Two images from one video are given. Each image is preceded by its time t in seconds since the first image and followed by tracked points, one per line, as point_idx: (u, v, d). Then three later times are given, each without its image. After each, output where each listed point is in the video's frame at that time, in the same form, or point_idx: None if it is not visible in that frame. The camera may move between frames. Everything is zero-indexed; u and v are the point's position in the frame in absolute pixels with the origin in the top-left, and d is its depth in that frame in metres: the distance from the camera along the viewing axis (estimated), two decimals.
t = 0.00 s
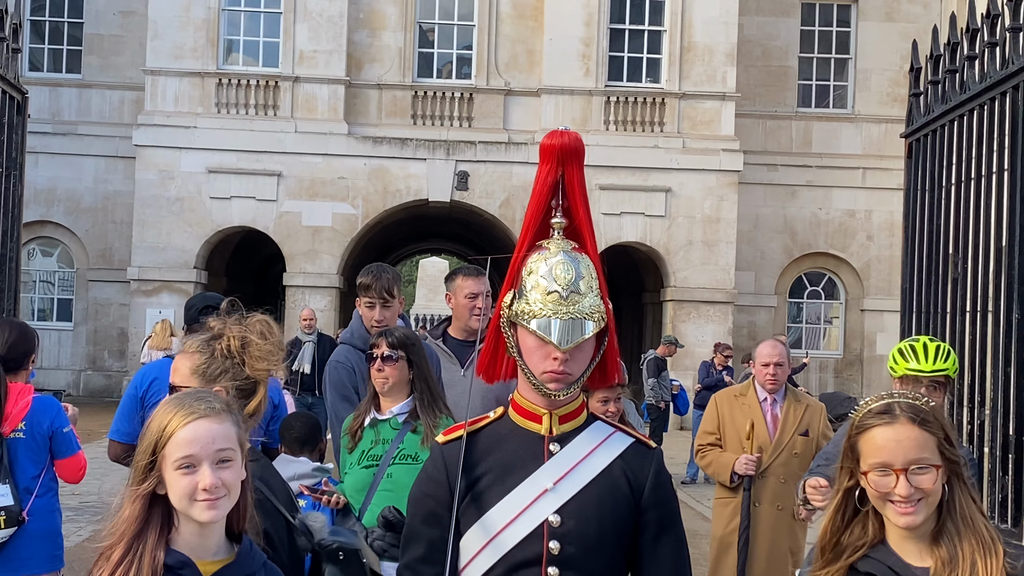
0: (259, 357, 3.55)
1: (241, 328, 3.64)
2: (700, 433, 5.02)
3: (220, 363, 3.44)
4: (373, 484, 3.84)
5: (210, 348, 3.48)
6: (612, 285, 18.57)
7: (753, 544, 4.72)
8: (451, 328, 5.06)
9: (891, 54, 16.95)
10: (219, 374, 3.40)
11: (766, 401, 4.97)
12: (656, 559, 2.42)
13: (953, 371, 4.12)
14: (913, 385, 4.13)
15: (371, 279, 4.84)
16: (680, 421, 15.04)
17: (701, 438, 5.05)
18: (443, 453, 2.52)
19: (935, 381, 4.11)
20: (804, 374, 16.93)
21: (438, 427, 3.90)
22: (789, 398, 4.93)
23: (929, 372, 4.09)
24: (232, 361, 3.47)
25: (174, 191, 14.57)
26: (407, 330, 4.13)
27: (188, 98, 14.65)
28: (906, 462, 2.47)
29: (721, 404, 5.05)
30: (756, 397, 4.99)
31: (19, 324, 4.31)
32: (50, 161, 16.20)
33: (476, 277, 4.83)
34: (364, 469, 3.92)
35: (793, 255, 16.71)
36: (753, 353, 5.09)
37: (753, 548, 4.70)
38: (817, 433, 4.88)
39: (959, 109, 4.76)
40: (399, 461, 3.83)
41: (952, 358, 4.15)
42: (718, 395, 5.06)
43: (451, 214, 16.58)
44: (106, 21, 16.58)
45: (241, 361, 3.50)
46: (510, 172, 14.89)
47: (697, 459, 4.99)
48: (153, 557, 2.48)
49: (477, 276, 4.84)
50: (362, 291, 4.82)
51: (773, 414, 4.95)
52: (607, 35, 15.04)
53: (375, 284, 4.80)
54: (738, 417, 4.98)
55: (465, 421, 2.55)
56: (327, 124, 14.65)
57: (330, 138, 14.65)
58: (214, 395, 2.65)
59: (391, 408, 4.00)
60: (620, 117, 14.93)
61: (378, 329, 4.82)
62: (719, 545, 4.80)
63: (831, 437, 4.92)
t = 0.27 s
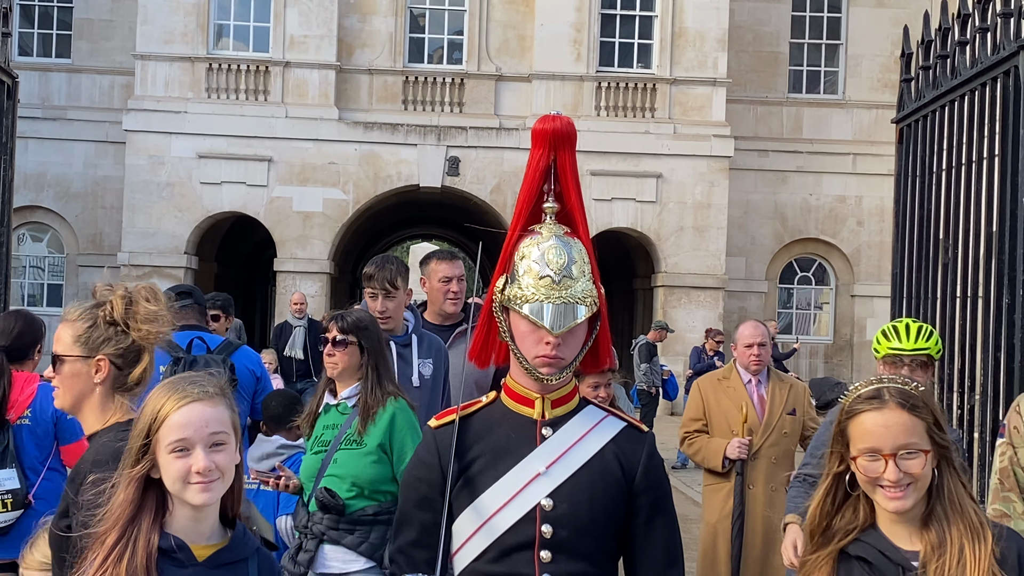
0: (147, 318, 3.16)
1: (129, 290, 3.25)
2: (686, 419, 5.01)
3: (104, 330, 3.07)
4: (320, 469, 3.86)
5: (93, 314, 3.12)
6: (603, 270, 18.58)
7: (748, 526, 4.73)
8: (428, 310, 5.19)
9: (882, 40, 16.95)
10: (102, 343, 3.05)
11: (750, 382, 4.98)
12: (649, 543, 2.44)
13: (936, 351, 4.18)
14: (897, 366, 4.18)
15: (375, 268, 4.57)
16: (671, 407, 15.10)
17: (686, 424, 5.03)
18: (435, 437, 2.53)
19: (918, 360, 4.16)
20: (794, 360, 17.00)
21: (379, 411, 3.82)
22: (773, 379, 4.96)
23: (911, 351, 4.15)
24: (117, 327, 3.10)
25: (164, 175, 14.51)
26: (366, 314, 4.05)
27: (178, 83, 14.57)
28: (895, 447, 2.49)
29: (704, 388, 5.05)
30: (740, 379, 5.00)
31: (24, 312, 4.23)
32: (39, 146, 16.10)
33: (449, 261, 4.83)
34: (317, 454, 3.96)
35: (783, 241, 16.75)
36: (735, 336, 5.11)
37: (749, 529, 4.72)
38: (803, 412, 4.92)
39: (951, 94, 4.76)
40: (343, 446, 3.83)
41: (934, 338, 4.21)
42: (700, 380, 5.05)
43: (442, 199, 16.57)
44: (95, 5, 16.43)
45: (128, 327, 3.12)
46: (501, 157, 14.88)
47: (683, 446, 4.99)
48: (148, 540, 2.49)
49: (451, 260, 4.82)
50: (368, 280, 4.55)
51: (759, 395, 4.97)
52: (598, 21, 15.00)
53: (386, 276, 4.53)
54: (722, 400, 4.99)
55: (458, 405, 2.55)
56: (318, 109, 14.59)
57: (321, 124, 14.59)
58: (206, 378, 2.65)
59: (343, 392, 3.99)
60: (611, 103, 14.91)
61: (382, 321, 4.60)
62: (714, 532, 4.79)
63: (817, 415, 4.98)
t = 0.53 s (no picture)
0: (27, 308, 2.55)
1: None
2: (675, 406, 5.02)
3: None
4: (265, 465, 3.69)
5: None
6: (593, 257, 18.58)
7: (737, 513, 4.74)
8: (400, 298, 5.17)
9: (872, 27, 16.95)
10: None
11: (739, 368, 5.00)
12: (638, 527, 2.45)
13: (923, 333, 4.23)
14: (884, 349, 4.23)
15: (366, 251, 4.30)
16: (660, 393, 15.14)
17: (674, 410, 5.04)
18: (425, 424, 2.52)
19: (905, 341, 4.21)
20: (784, 347, 17.06)
21: (320, 405, 3.62)
22: (762, 366, 4.97)
23: (897, 333, 4.19)
24: None
25: (153, 162, 14.43)
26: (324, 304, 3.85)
27: (167, 69, 14.48)
28: (885, 432, 2.49)
29: (692, 374, 5.05)
30: (728, 365, 5.01)
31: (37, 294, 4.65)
32: (28, 132, 16.00)
33: (421, 246, 4.93)
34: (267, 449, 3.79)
35: (773, 228, 16.78)
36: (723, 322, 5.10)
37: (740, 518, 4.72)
38: (792, 399, 4.93)
39: (940, 81, 4.76)
40: (285, 441, 3.65)
41: (920, 320, 4.25)
42: (688, 365, 5.03)
43: (432, 186, 16.52)
44: None
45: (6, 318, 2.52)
46: (491, 144, 14.84)
47: (672, 433, 4.99)
48: (135, 527, 2.47)
49: (420, 245, 4.92)
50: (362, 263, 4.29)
51: (748, 382, 4.98)
52: (588, 8, 14.95)
53: (382, 261, 4.27)
54: (712, 387, 5.00)
55: (448, 391, 2.54)
56: (307, 96, 14.52)
57: (310, 110, 14.53)
58: (197, 366, 2.64)
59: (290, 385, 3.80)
60: (601, 90, 14.88)
61: (374, 304, 4.38)
62: (707, 522, 4.81)
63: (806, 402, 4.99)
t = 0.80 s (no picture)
0: None
1: None
2: (670, 395, 5.02)
3: None
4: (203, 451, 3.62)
5: None
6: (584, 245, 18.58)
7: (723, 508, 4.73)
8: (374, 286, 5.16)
9: (861, 15, 16.95)
10: None
11: (736, 359, 5.00)
12: (628, 515, 2.45)
13: (911, 322, 4.24)
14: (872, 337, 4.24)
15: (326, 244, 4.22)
16: (650, 382, 15.18)
17: (669, 400, 5.05)
18: (416, 413, 2.52)
19: (893, 330, 4.21)
20: (773, 335, 17.10)
21: (264, 393, 3.55)
22: (759, 357, 4.98)
23: (887, 321, 4.20)
24: None
25: (142, 150, 14.35)
26: (270, 283, 3.77)
27: (155, 57, 14.38)
28: (875, 418, 2.50)
29: (688, 362, 5.07)
30: (725, 355, 5.01)
31: (40, 283, 4.79)
32: (16, 120, 15.90)
33: (391, 234, 4.89)
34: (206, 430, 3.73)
35: (762, 217, 16.81)
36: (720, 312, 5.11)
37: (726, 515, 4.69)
38: (789, 391, 4.92)
39: (929, 70, 4.77)
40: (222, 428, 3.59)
41: (907, 309, 4.27)
42: (684, 354, 5.04)
43: (421, 174, 16.48)
44: None
45: None
46: (480, 132, 14.81)
47: (666, 423, 4.99)
48: (123, 513, 2.46)
49: (393, 233, 4.89)
50: (324, 259, 4.21)
51: (745, 373, 5.00)
52: None
53: (343, 253, 4.19)
54: (707, 376, 5.00)
55: (438, 379, 2.54)
56: (296, 84, 14.46)
57: (299, 98, 14.47)
58: (185, 354, 2.63)
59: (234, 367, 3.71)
60: (591, 78, 14.85)
61: (335, 298, 4.26)
62: (695, 513, 4.84)
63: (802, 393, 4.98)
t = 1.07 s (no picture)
0: None
1: None
2: (676, 386, 4.93)
3: None
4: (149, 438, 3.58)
5: None
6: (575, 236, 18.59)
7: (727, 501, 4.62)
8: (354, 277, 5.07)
9: (851, 6, 16.96)
10: None
11: (744, 351, 4.92)
12: (623, 505, 2.46)
13: (897, 306, 4.28)
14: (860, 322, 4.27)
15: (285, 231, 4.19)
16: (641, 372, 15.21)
17: (676, 392, 4.96)
18: (411, 402, 2.51)
19: (880, 313, 4.25)
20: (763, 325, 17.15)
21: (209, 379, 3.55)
22: (768, 350, 4.88)
23: (874, 304, 4.25)
24: None
25: (132, 140, 14.29)
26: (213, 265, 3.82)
27: (145, 47, 14.29)
28: (867, 401, 2.51)
29: (697, 354, 4.97)
30: (733, 347, 4.93)
31: (37, 274, 4.76)
32: (5, 110, 15.81)
33: (369, 226, 4.80)
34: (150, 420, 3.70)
35: (752, 207, 16.84)
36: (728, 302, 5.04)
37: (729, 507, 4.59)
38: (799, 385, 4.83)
39: (921, 60, 4.78)
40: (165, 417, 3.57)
41: (893, 294, 4.33)
42: (692, 346, 4.95)
43: (412, 165, 16.44)
44: None
45: None
46: (471, 123, 14.78)
47: (672, 415, 4.91)
48: (118, 503, 2.45)
49: (371, 225, 4.80)
50: (282, 242, 4.19)
51: (753, 366, 4.91)
52: None
53: (299, 236, 4.15)
54: (715, 368, 4.92)
55: (434, 369, 2.54)
56: (286, 74, 14.41)
57: (289, 88, 14.42)
58: (180, 343, 2.61)
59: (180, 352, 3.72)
60: (582, 69, 14.83)
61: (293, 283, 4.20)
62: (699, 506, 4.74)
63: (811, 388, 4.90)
